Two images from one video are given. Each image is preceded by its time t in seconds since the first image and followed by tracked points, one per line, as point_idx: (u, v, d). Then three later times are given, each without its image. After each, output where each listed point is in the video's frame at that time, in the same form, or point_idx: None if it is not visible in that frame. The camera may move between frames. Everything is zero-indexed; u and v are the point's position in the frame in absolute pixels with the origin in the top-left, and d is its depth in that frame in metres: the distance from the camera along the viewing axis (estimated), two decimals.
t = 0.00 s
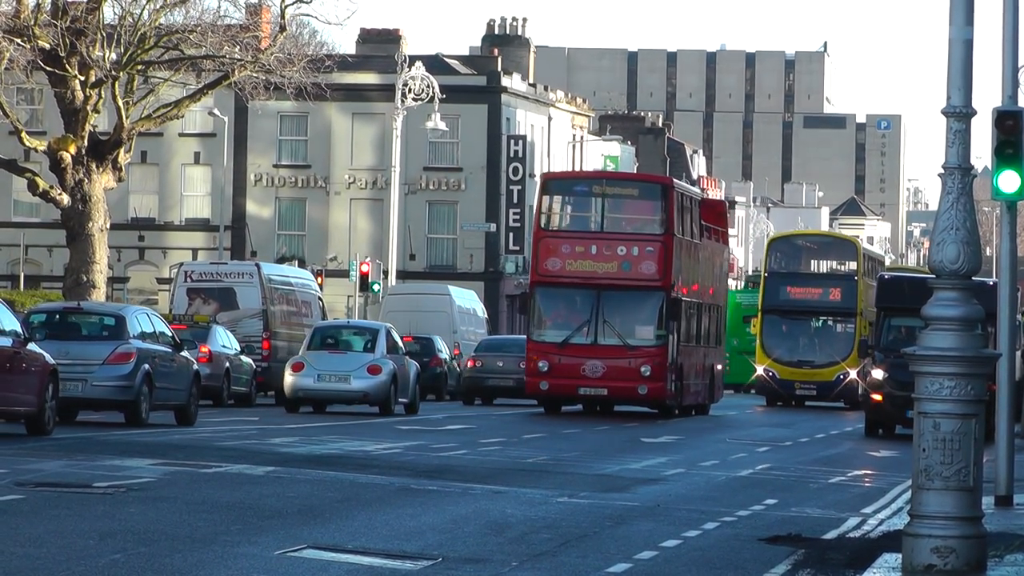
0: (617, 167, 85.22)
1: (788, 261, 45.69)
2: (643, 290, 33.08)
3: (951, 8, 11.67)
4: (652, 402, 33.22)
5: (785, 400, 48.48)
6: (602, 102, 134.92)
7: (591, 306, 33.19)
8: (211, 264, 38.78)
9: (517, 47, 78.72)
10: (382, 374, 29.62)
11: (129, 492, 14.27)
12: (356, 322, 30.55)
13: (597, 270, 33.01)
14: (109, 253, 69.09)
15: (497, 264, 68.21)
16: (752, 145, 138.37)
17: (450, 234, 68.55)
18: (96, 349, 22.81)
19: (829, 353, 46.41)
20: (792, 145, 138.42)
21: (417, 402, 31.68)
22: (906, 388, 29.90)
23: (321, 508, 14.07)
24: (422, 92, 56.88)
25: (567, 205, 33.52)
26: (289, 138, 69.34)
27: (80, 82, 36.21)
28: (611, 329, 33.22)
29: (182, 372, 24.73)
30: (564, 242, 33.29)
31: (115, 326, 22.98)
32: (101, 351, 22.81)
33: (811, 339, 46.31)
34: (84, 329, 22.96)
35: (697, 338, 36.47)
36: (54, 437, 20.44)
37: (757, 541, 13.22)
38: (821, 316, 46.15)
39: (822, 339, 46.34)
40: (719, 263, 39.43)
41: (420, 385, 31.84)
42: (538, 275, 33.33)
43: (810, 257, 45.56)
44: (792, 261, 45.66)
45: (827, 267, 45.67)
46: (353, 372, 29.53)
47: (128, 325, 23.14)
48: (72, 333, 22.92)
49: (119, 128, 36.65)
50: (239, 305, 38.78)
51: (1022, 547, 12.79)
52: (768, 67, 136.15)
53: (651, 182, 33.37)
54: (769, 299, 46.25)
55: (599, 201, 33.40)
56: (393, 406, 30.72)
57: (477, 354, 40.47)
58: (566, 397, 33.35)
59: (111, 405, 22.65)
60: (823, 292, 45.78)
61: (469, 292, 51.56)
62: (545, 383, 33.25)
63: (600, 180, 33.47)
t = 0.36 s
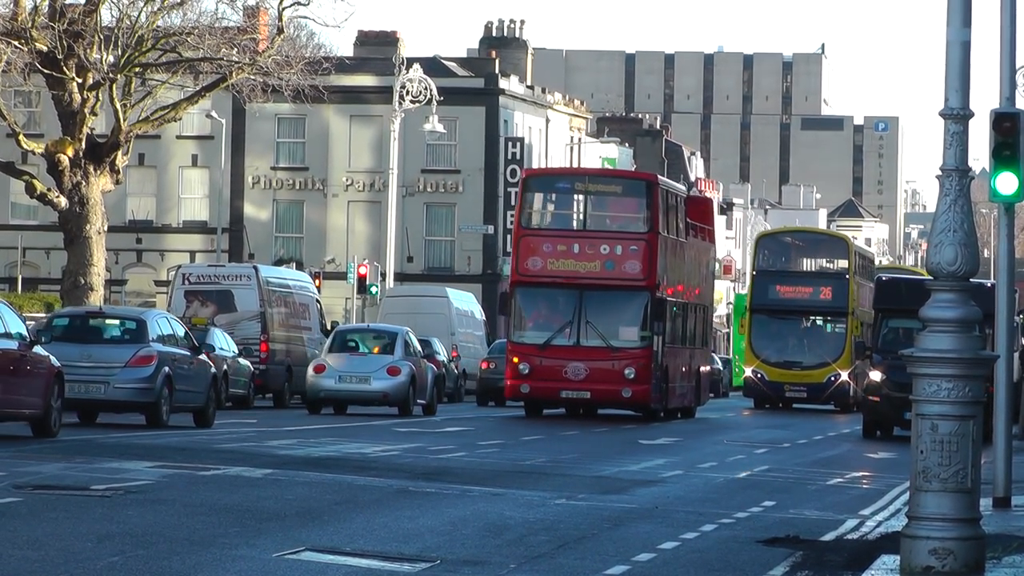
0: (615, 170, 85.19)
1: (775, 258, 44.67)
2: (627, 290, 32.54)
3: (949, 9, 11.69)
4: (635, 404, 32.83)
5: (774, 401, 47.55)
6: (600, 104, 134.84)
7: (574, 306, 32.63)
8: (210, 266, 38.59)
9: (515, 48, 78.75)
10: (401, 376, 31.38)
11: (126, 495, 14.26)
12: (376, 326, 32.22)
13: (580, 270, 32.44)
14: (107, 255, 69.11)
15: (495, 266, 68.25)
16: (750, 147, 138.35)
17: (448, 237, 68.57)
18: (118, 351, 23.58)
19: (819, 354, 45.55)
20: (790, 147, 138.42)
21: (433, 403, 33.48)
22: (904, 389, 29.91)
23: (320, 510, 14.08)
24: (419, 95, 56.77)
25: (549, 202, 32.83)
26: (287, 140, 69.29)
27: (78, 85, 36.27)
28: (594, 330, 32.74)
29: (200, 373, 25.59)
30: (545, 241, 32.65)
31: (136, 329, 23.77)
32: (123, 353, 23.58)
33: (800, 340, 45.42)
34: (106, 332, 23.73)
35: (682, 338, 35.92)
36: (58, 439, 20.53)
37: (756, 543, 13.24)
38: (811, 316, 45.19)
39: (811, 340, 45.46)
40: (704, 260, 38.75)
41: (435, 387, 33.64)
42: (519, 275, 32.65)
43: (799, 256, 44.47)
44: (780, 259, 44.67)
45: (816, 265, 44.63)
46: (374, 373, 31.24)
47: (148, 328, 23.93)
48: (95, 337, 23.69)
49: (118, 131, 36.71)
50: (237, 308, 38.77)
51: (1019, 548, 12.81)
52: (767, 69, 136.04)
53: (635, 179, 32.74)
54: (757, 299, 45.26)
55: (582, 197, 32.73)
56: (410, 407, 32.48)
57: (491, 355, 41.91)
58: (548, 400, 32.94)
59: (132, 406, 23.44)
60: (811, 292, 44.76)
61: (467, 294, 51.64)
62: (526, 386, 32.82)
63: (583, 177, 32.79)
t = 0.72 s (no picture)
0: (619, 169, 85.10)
1: (770, 253, 42.95)
2: (616, 287, 31.80)
3: (954, 8, 11.66)
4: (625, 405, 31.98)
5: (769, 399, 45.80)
6: (604, 103, 134.78)
7: (562, 304, 31.87)
8: (214, 265, 38.88)
9: (518, 48, 78.74)
10: (427, 375, 32.76)
11: (129, 494, 14.24)
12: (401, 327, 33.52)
13: (567, 265, 31.74)
14: (111, 254, 69.16)
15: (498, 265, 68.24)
16: (754, 146, 138.28)
17: (451, 236, 68.56)
18: (149, 353, 24.41)
19: (816, 352, 43.82)
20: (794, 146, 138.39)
21: (456, 399, 34.95)
22: (908, 388, 29.96)
23: (323, 509, 14.07)
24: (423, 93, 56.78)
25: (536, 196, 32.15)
26: (291, 139, 69.28)
27: (81, 83, 36.30)
28: (582, 328, 31.93)
29: (226, 374, 26.42)
30: (532, 236, 31.95)
31: (166, 331, 24.63)
32: (153, 355, 24.40)
33: (797, 338, 43.70)
34: (137, 334, 24.60)
35: (672, 338, 35.17)
36: (67, 439, 20.60)
37: (760, 543, 13.22)
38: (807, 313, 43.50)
39: (808, 338, 43.72)
40: (694, 257, 38.14)
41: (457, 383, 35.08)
42: (505, 272, 31.95)
43: (792, 251, 42.88)
44: (774, 254, 42.97)
45: (813, 260, 42.90)
46: (401, 374, 32.60)
47: (178, 330, 24.78)
48: (126, 338, 24.58)
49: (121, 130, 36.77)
50: (241, 307, 38.81)
51: None
52: (771, 68, 135.98)
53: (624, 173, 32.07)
54: (753, 295, 43.52)
55: (570, 191, 32.06)
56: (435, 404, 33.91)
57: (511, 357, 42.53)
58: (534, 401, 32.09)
59: (162, 406, 24.23)
60: (808, 288, 43.09)
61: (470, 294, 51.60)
62: (512, 386, 31.96)
63: (571, 171, 32.14)
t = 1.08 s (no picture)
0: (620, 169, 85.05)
1: (764, 250, 41.44)
2: (603, 284, 30.88)
3: (955, 9, 11.65)
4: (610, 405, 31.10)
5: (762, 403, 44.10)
6: (605, 103, 134.76)
7: (546, 300, 30.93)
8: (215, 265, 39.12)
9: (519, 48, 78.75)
10: (450, 375, 34.62)
11: (131, 494, 14.25)
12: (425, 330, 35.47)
13: (552, 261, 30.78)
14: (112, 254, 69.20)
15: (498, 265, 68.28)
16: (755, 146, 138.15)
17: (453, 236, 68.59)
18: (179, 353, 25.16)
19: (810, 352, 42.22)
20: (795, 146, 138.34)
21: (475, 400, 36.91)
22: (908, 389, 29.96)
23: (324, 509, 14.07)
24: (424, 93, 56.76)
25: (520, 189, 31.07)
26: (292, 139, 69.26)
27: (82, 83, 36.32)
28: (567, 326, 31.01)
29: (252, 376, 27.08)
30: (516, 231, 30.90)
31: (195, 332, 25.43)
32: (183, 355, 25.16)
33: (791, 338, 42.07)
34: (167, 335, 25.41)
35: (660, 335, 34.28)
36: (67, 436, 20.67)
37: (760, 543, 13.23)
38: (802, 313, 41.88)
39: (802, 337, 42.13)
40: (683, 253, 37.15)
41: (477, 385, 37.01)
42: (488, 268, 30.97)
43: (786, 248, 41.36)
44: (767, 250, 41.42)
45: (808, 258, 41.39)
46: (424, 374, 34.48)
47: (207, 331, 25.58)
48: (156, 338, 25.41)
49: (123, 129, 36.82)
50: (242, 306, 38.87)
51: None
52: (772, 69, 135.94)
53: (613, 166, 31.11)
54: (745, 293, 42.01)
55: (556, 184, 31.01)
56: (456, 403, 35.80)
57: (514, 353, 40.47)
58: (517, 400, 31.18)
59: (192, 404, 24.96)
60: (803, 287, 41.56)
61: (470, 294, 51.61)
62: (494, 385, 31.05)
63: (557, 163, 31.10)
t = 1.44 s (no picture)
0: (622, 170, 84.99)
1: (760, 246, 40.10)
2: (591, 282, 29.97)
3: (957, 8, 11.63)
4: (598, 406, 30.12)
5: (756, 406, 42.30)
6: (608, 103, 134.75)
7: (533, 299, 30.01)
8: (218, 265, 39.35)
9: (522, 48, 78.76)
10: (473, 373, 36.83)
11: (132, 492, 14.24)
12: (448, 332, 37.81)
13: (539, 258, 29.88)
14: (113, 253, 69.18)
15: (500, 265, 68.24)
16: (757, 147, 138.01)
17: (454, 236, 68.56)
18: (209, 353, 25.80)
19: (807, 353, 40.62)
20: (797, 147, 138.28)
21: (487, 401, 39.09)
22: (910, 390, 29.92)
23: (326, 508, 14.07)
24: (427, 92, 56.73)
25: (507, 183, 30.27)
26: (294, 138, 69.33)
27: (85, 81, 36.36)
28: (554, 325, 30.07)
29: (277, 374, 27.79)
30: (503, 227, 30.05)
31: (225, 333, 26.10)
32: (213, 355, 25.80)
33: (787, 338, 40.47)
34: (197, 335, 26.04)
35: (650, 333, 33.42)
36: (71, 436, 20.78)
37: (761, 544, 13.22)
38: (799, 311, 40.36)
39: (799, 338, 40.52)
40: (675, 250, 36.44)
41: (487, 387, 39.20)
42: (473, 265, 30.09)
43: (780, 244, 40.09)
44: (762, 246, 40.17)
45: (806, 253, 40.05)
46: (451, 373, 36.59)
47: (236, 332, 26.23)
48: (187, 339, 26.03)
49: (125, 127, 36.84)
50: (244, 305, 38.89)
51: None
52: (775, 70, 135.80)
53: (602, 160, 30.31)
54: (741, 291, 40.51)
55: (543, 179, 30.23)
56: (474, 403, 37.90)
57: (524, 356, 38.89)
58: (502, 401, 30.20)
59: (222, 403, 25.65)
60: (799, 283, 40.17)
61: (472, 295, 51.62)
62: (478, 386, 30.09)
63: (544, 157, 30.34)
